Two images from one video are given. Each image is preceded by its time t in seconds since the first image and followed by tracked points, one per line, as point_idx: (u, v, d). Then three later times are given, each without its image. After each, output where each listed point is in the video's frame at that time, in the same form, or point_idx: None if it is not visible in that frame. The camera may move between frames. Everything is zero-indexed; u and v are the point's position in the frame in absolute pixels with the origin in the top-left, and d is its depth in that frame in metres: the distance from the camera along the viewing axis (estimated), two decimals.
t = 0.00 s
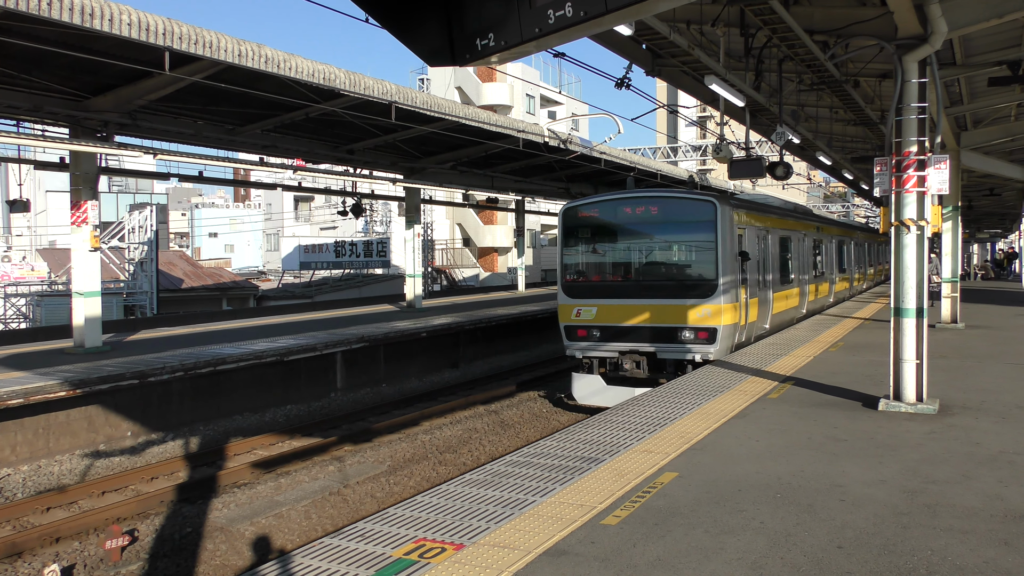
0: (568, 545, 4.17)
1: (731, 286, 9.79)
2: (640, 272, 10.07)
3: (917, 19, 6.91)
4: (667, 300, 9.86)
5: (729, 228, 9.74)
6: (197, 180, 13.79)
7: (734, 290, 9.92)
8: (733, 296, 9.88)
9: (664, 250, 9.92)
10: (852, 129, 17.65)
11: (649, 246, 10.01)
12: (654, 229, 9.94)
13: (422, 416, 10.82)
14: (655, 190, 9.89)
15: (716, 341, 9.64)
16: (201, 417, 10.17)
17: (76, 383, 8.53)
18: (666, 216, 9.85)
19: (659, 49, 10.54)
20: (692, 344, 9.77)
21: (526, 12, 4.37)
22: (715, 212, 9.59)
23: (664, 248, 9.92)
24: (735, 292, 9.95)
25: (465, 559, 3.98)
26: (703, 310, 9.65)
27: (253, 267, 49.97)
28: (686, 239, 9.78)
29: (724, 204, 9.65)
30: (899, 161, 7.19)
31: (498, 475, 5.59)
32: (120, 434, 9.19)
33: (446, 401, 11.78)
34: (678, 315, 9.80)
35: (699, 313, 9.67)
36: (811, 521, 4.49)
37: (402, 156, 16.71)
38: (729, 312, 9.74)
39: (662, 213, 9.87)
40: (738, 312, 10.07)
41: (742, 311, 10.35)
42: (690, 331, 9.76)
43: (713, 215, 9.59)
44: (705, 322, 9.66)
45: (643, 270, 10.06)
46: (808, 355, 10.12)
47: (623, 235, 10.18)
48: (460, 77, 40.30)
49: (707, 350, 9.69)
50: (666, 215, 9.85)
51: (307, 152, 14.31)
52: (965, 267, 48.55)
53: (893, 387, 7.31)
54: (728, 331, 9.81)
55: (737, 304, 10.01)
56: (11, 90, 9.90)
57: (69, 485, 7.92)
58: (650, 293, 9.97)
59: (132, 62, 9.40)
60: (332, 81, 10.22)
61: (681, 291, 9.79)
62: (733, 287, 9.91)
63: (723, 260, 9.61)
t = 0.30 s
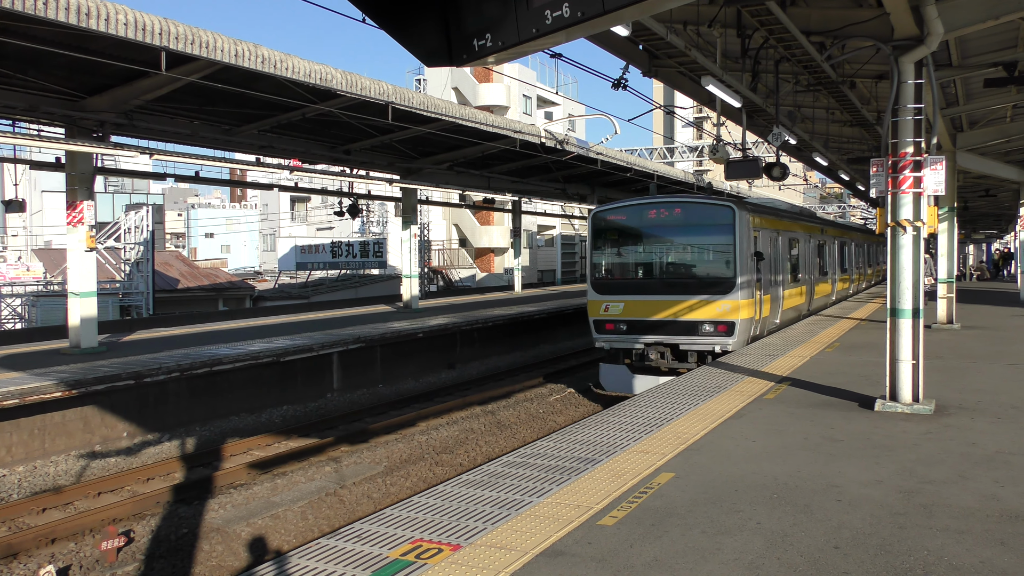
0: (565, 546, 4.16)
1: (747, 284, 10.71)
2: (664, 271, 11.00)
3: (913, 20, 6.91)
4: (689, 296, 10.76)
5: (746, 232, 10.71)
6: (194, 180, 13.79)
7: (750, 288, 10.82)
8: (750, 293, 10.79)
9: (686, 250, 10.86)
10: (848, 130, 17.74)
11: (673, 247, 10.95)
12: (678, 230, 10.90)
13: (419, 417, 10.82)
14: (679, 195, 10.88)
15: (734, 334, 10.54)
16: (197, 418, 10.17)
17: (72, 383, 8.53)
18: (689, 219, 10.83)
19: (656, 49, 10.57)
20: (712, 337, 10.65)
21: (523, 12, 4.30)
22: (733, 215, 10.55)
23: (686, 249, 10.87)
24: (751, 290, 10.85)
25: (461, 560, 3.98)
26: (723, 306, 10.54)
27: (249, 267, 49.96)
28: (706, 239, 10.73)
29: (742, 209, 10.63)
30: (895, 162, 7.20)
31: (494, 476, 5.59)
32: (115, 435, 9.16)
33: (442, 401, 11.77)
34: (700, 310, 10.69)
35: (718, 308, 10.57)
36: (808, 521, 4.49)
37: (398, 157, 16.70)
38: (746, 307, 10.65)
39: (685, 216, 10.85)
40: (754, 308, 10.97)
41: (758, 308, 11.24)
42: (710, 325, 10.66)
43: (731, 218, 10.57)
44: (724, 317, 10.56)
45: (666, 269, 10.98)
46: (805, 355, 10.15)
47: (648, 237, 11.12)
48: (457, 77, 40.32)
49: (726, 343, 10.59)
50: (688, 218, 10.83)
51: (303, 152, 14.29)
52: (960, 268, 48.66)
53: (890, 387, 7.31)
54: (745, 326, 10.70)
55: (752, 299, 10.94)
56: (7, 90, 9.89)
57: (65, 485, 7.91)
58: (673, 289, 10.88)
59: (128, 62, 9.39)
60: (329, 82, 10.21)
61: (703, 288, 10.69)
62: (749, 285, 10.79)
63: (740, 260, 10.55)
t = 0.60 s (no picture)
0: (562, 547, 4.15)
1: (762, 281, 11.56)
2: (683, 269, 11.89)
3: (910, 20, 6.90)
4: (708, 293, 11.63)
5: (761, 234, 11.55)
6: (190, 181, 13.78)
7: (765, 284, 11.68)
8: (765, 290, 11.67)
9: (704, 251, 11.75)
10: (845, 131, 17.79)
11: (692, 248, 11.85)
12: (696, 232, 11.80)
13: (415, 417, 10.82)
14: (698, 199, 11.78)
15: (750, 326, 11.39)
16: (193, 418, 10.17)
17: (68, 384, 8.54)
18: (706, 222, 11.73)
19: (652, 50, 10.61)
20: (730, 329, 11.49)
21: (520, 12, 4.23)
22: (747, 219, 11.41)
23: (703, 250, 11.76)
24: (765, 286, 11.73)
25: (457, 560, 3.97)
26: (739, 300, 11.41)
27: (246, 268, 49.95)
28: (723, 241, 11.60)
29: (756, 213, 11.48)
30: (891, 163, 7.21)
31: (492, 476, 5.59)
32: (112, 436, 9.13)
33: (439, 402, 11.76)
34: (718, 304, 11.56)
35: (735, 303, 11.42)
36: (805, 522, 4.49)
37: (395, 157, 16.70)
38: (762, 302, 11.50)
39: (703, 220, 11.76)
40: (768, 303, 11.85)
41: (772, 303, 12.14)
42: (728, 319, 11.51)
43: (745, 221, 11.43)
44: (741, 310, 11.42)
45: (685, 267, 11.87)
46: (801, 356, 10.18)
47: (669, 239, 12.06)
48: (454, 78, 40.37)
49: (743, 335, 11.43)
50: (706, 221, 11.73)
51: (300, 152, 14.28)
52: (956, 268, 48.76)
53: (886, 387, 7.31)
54: (761, 319, 11.58)
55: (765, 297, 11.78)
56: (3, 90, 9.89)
57: (60, 486, 7.91)
58: (693, 286, 11.76)
59: (124, 62, 9.39)
60: (325, 82, 10.21)
61: (720, 285, 11.57)
62: (764, 282, 11.65)
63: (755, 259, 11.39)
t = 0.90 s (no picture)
0: (561, 547, 4.15)
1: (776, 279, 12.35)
2: (704, 269, 12.64)
3: (908, 20, 6.90)
4: (727, 289, 12.39)
5: (775, 235, 12.34)
6: (190, 180, 13.77)
7: (779, 281, 12.47)
8: (779, 286, 12.46)
9: (722, 252, 12.50)
10: (843, 131, 17.82)
11: (711, 249, 12.61)
12: (715, 234, 12.55)
13: (414, 418, 10.81)
14: (717, 203, 12.51)
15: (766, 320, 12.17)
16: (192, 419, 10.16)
17: (67, 384, 8.53)
18: (725, 225, 12.47)
19: (651, 51, 10.62)
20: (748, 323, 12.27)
21: (519, 13, 4.23)
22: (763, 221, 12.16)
23: (722, 250, 12.50)
24: (779, 284, 12.53)
25: (456, 561, 3.97)
26: (756, 296, 12.19)
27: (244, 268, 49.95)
28: (740, 242, 12.35)
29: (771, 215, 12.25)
30: (890, 163, 7.21)
31: (490, 477, 5.59)
32: (111, 436, 9.11)
33: (438, 402, 11.76)
34: (736, 299, 12.33)
35: (751, 299, 12.20)
36: (804, 522, 4.50)
37: (394, 157, 16.71)
38: (776, 297, 12.31)
39: (721, 222, 12.50)
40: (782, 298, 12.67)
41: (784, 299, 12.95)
42: (745, 313, 12.29)
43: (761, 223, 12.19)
44: (757, 305, 12.19)
45: (705, 266, 12.63)
46: (800, 355, 10.21)
47: (689, 240, 12.80)
48: (453, 78, 40.40)
49: (759, 329, 12.22)
50: (724, 224, 12.47)
51: (298, 153, 14.28)
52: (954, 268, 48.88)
53: (885, 388, 7.30)
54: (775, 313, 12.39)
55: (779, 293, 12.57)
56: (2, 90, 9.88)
57: (59, 487, 7.90)
58: (712, 283, 12.52)
59: (122, 62, 9.38)
60: (324, 82, 10.22)
61: (737, 282, 12.33)
62: (778, 280, 12.44)
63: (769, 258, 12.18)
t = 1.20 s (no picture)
0: (558, 548, 4.14)
1: (788, 277, 13.17)
2: (720, 268, 13.40)
3: (905, 21, 6.91)
4: (742, 285, 13.16)
5: (786, 237, 13.16)
6: (187, 181, 13.74)
7: (789, 280, 13.30)
8: (790, 285, 13.30)
9: (738, 252, 13.30)
10: (840, 131, 17.86)
11: (728, 249, 13.39)
12: (731, 235, 13.36)
13: (412, 418, 10.81)
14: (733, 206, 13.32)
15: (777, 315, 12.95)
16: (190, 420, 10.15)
17: (64, 385, 8.52)
18: (740, 227, 13.29)
19: (648, 51, 10.62)
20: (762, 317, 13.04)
21: (516, 13, 4.23)
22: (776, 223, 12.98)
23: (738, 250, 13.30)
24: (790, 281, 13.35)
25: (453, 561, 3.98)
26: (769, 292, 12.96)
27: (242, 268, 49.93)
28: (754, 243, 13.16)
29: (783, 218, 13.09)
30: (887, 164, 7.22)
31: (488, 477, 5.59)
32: (107, 437, 9.10)
33: (435, 403, 11.76)
34: (750, 294, 13.09)
35: (765, 294, 12.97)
36: (801, 522, 4.50)
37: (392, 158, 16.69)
38: (786, 294, 13.12)
39: (737, 225, 13.31)
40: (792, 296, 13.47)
41: (794, 297, 13.76)
42: (758, 308, 13.07)
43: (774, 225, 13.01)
44: (770, 300, 12.97)
45: (722, 265, 13.39)
46: (798, 356, 10.22)
47: (706, 241, 13.58)
48: (450, 79, 40.43)
49: (771, 323, 13.00)
50: (739, 226, 13.30)
51: (296, 153, 14.27)
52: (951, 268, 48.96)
53: (882, 388, 7.31)
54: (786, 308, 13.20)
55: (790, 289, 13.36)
56: None
57: (56, 488, 7.90)
58: (729, 280, 13.29)
59: (119, 62, 9.38)
60: (321, 83, 10.22)
61: (752, 279, 13.12)
62: (789, 278, 13.27)
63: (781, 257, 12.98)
